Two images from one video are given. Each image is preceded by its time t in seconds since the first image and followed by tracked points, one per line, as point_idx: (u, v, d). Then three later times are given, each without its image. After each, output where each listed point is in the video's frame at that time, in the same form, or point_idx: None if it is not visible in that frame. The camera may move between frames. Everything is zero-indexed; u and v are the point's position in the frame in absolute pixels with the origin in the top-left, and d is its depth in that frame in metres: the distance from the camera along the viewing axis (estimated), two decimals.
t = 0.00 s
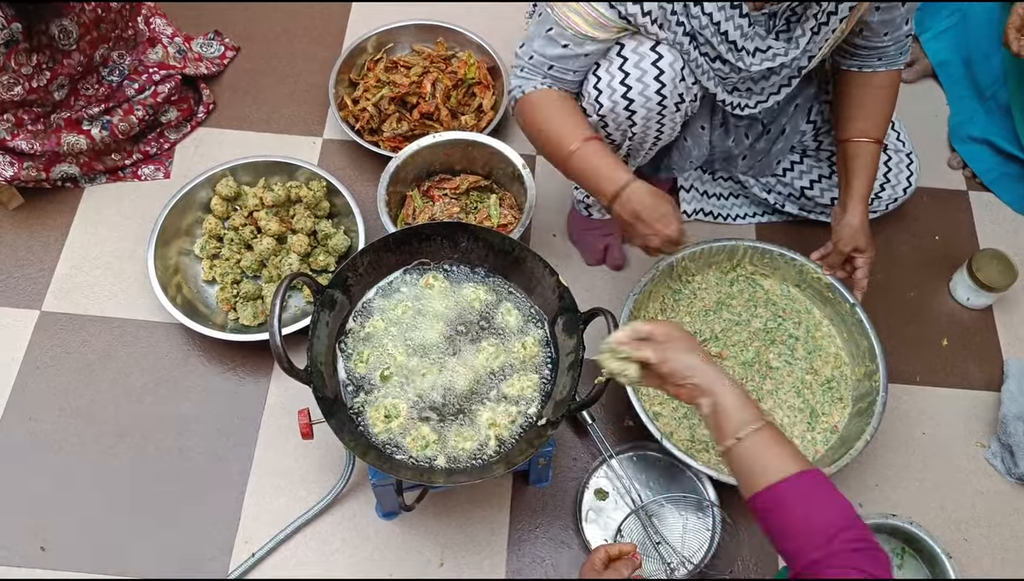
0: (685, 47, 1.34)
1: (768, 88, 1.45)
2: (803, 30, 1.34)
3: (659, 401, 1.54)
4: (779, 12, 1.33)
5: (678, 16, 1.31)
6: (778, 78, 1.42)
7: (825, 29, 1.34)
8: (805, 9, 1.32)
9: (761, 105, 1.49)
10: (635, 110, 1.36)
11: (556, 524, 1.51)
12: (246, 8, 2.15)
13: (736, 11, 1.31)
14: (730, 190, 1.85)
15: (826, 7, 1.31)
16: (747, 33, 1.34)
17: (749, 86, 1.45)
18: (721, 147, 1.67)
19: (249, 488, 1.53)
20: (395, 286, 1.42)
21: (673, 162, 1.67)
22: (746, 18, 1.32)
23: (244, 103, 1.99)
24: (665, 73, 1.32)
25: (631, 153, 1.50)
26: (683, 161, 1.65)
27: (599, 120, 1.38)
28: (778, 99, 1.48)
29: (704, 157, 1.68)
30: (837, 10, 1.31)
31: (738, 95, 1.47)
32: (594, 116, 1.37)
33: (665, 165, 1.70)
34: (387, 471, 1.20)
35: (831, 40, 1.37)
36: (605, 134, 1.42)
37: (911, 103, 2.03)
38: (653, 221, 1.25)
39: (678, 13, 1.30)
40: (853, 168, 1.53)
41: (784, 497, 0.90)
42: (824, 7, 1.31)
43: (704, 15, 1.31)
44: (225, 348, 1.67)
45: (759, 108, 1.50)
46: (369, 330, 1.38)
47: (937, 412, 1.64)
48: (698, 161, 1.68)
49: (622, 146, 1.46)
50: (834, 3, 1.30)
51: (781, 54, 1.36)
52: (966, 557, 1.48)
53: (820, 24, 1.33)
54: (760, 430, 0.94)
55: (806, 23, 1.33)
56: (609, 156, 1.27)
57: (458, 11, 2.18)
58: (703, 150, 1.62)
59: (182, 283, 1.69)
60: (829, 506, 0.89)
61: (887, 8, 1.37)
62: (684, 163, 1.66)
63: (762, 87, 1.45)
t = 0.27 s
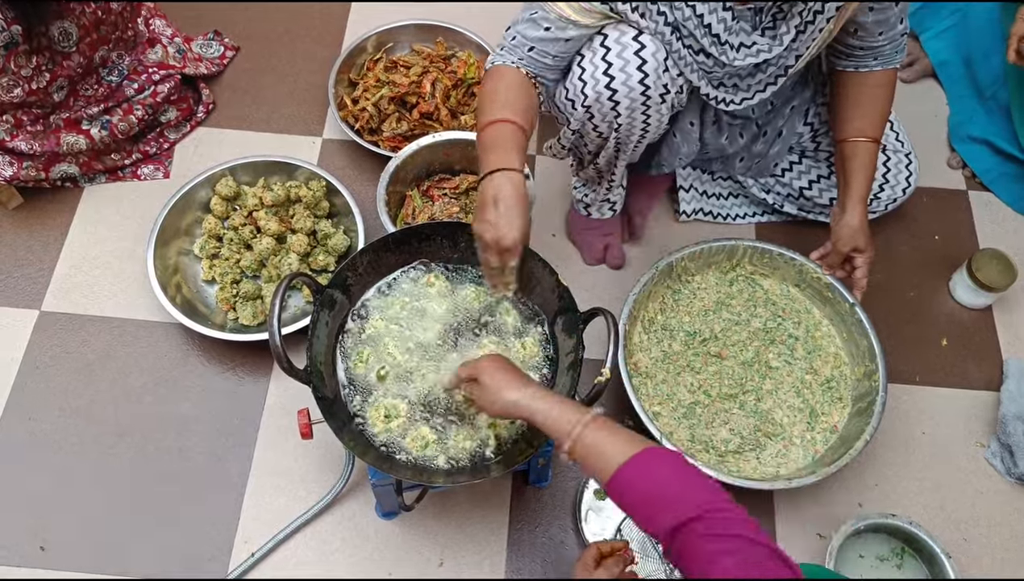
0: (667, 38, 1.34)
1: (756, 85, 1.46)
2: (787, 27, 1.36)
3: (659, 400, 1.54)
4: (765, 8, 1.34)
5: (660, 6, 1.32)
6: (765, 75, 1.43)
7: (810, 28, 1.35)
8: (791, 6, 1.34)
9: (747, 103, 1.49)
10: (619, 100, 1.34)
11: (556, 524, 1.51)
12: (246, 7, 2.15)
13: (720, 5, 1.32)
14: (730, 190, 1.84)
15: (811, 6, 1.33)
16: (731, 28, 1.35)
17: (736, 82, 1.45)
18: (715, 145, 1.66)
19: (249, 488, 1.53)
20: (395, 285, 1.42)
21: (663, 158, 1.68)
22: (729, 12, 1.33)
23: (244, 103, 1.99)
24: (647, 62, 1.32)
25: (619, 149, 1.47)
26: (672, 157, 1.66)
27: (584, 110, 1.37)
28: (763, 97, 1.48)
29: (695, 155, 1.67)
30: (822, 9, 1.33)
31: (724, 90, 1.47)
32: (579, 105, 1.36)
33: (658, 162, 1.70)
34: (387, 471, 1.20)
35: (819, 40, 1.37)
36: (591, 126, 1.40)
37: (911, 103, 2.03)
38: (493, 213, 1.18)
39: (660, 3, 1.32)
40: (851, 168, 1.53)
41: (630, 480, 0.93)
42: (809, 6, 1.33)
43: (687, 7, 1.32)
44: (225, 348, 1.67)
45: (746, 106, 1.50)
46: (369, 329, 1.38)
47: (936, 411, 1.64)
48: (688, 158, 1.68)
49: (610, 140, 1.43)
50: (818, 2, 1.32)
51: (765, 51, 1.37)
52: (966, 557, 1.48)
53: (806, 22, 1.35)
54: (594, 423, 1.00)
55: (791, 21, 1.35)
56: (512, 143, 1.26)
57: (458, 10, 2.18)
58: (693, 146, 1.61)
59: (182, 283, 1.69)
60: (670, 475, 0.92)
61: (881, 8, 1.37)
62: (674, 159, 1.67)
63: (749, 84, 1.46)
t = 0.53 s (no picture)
0: (665, 36, 1.33)
1: (754, 83, 1.46)
2: (786, 24, 1.35)
3: (659, 400, 1.54)
4: (763, 5, 1.34)
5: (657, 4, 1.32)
6: (763, 73, 1.44)
7: (809, 25, 1.35)
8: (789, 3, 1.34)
9: (746, 101, 1.49)
10: (618, 98, 1.34)
11: (556, 524, 1.51)
12: (245, 7, 2.15)
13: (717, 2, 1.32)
14: (729, 189, 1.84)
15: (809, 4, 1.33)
16: (729, 25, 1.35)
17: (734, 80, 1.45)
18: (714, 144, 1.66)
19: (249, 488, 1.53)
20: (395, 285, 1.42)
21: (663, 158, 1.67)
22: (727, 10, 1.33)
23: (244, 102, 1.99)
24: (645, 61, 1.32)
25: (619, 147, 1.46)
26: (671, 156, 1.65)
27: (584, 109, 1.37)
28: (762, 95, 1.48)
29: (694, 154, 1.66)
30: (820, 7, 1.33)
31: (723, 89, 1.47)
32: (578, 104, 1.36)
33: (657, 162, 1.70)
34: (387, 471, 1.20)
35: (817, 37, 1.38)
36: (590, 125, 1.40)
37: (911, 103, 2.04)
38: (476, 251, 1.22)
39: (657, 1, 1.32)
40: (851, 167, 1.53)
41: (582, 481, 1.00)
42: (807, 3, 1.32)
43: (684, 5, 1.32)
44: (225, 348, 1.67)
45: (745, 104, 1.50)
46: (369, 329, 1.38)
47: (936, 410, 1.64)
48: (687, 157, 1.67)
49: (609, 138, 1.43)
50: None
51: (763, 48, 1.37)
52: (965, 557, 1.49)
53: (804, 19, 1.35)
54: (540, 427, 1.08)
55: (789, 17, 1.34)
56: (507, 177, 1.28)
57: (458, 10, 2.18)
58: (692, 145, 1.61)
59: (182, 283, 1.69)
60: (618, 476, 0.99)
61: (879, 5, 1.37)
62: (673, 158, 1.66)
63: (748, 82, 1.46)
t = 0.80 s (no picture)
0: (674, 39, 1.33)
1: (762, 85, 1.45)
2: (794, 27, 1.34)
3: (660, 402, 1.53)
4: (771, 6, 1.33)
5: (666, 7, 1.31)
6: (771, 75, 1.43)
7: (816, 27, 1.35)
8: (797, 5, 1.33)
9: (754, 104, 1.49)
10: (626, 104, 1.34)
11: (557, 527, 1.50)
12: (246, 8, 2.15)
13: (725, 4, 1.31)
14: (731, 191, 1.84)
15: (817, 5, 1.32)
16: (737, 26, 1.33)
17: (742, 83, 1.45)
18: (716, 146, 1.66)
19: (249, 490, 1.53)
20: (396, 286, 1.42)
21: (667, 161, 1.67)
22: (735, 11, 1.31)
23: (244, 104, 1.99)
24: (654, 66, 1.31)
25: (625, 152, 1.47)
26: (678, 159, 1.65)
27: (590, 113, 1.37)
28: (770, 97, 1.48)
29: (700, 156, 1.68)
30: (829, 7, 1.32)
31: (730, 92, 1.46)
32: (586, 108, 1.36)
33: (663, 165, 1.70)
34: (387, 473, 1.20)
35: (824, 38, 1.38)
36: (597, 129, 1.40)
37: (912, 104, 2.03)
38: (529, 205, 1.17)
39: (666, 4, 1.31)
40: (854, 169, 1.53)
41: (591, 483, 1.03)
42: (815, 5, 1.32)
43: (693, 7, 1.31)
44: (226, 350, 1.67)
45: (752, 106, 1.50)
46: (370, 331, 1.37)
47: (939, 413, 1.63)
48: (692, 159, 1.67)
49: (616, 143, 1.43)
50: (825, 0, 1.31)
51: (772, 50, 1.36)
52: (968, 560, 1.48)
53: (812, 21, 1.34)
54: (567, 422, 1.09)
55: (797, 20, 1.34)
56: (541, 138, 1.25)
57: (458, 11, 2.17)
58: (698, 148, 1.61)
59: (182, 285, 1.69)
60: (624, 480, 1.03)
61: (883, 7, 1.37)
62: (679, 161, 1.66)
63: (755, 84, 1.45)
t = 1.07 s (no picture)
0: (687, 57, 1.32)
1: (768, 94, 1.44)
2: (804, 37, 1.32)
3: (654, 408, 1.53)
4: (781, 19, 1.31)
5: (682, 28, 1.28)
6: (777, 84, 1.42)
7: (826, 35, 1.33)
8: (806, 15, 1.31)
9: (761, 112, 1.48)
10: (639, 120, 1.36)
11: (551, 532, 1.50)
12: (240, 12, 2.15)
13: (738, 22, 1.29)
14: (726, 195, 1.82)
15: (828, 14, 1.30)
16: (749, 42, 1.32)
17: (750, 93, 1.44)
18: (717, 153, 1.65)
19: (243, 495, 1.53)
20: (391, 291, 1.41)
21: (672, 168, 1.71)
22: (748, 29, 1.30)
23: (239, 108, 1.99)
24: (667, 82, 1.33)
25: (632, 162, 1.51)
26: (682, 166, 1.69)
27: (602, 130, 1.38)
28: (777, 105, 1.47)
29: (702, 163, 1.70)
30: (837, 16, 1.30)
31: (738, 101, 1.45)
32: (599, 127, 1.37)
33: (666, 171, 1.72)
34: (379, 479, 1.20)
35: (832, 46, 1.36)
36: (608, 143, 1.42)
37: (907, 108, 2.03)
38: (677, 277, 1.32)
39: (681, 24, 1.28)
40: (850, 173, 1.54)
41: (742, 492, 0.98)
42: (825, 15, 1.30)
43: (706, 26, 1.28)
44: (219, 355, 1.66)
45: (759, 115, 1.49)
46: (363, 336, 1.36)
47: (933, 417, 1.63)
48: (696, 166, 1.71)
49: (625, 155, 1.46)
50: (835, 10, 1.29)
51: (782, 62, 1.35)
52: (963, 565, 1.48)
53: (822, 30, 1.32)
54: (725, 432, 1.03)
55: (807, 30, 1.31)
56: (631, 211, 1.29)
57: (453, 14, 2.17)
58: (702, 156, 1.64)
59: (176, 289, 1.69)
60: (781, 504, 0.97)
61: (885, 14, 1.37)
62: (683, 168, 1.70)
63: (762, 93, 1.44)
